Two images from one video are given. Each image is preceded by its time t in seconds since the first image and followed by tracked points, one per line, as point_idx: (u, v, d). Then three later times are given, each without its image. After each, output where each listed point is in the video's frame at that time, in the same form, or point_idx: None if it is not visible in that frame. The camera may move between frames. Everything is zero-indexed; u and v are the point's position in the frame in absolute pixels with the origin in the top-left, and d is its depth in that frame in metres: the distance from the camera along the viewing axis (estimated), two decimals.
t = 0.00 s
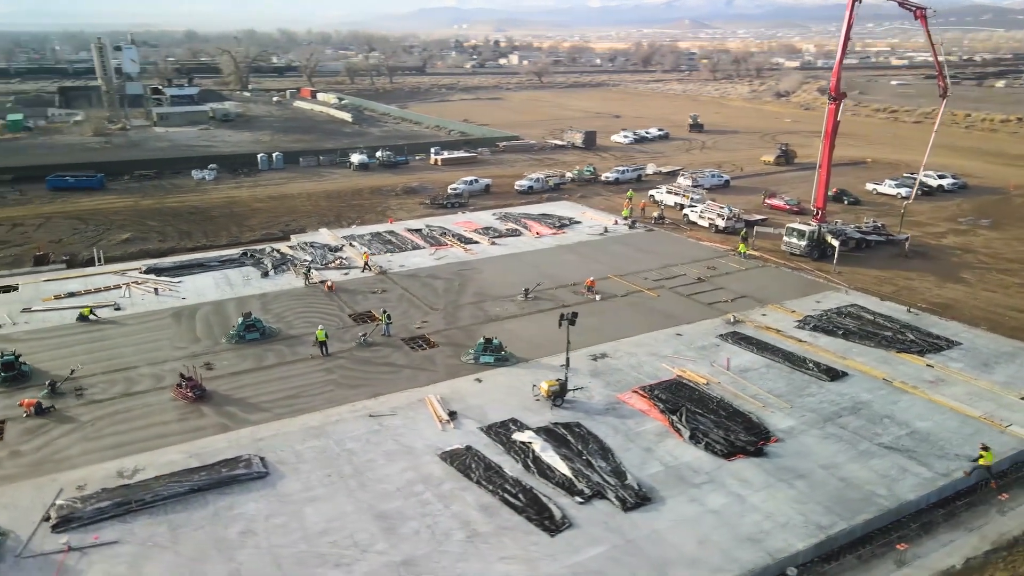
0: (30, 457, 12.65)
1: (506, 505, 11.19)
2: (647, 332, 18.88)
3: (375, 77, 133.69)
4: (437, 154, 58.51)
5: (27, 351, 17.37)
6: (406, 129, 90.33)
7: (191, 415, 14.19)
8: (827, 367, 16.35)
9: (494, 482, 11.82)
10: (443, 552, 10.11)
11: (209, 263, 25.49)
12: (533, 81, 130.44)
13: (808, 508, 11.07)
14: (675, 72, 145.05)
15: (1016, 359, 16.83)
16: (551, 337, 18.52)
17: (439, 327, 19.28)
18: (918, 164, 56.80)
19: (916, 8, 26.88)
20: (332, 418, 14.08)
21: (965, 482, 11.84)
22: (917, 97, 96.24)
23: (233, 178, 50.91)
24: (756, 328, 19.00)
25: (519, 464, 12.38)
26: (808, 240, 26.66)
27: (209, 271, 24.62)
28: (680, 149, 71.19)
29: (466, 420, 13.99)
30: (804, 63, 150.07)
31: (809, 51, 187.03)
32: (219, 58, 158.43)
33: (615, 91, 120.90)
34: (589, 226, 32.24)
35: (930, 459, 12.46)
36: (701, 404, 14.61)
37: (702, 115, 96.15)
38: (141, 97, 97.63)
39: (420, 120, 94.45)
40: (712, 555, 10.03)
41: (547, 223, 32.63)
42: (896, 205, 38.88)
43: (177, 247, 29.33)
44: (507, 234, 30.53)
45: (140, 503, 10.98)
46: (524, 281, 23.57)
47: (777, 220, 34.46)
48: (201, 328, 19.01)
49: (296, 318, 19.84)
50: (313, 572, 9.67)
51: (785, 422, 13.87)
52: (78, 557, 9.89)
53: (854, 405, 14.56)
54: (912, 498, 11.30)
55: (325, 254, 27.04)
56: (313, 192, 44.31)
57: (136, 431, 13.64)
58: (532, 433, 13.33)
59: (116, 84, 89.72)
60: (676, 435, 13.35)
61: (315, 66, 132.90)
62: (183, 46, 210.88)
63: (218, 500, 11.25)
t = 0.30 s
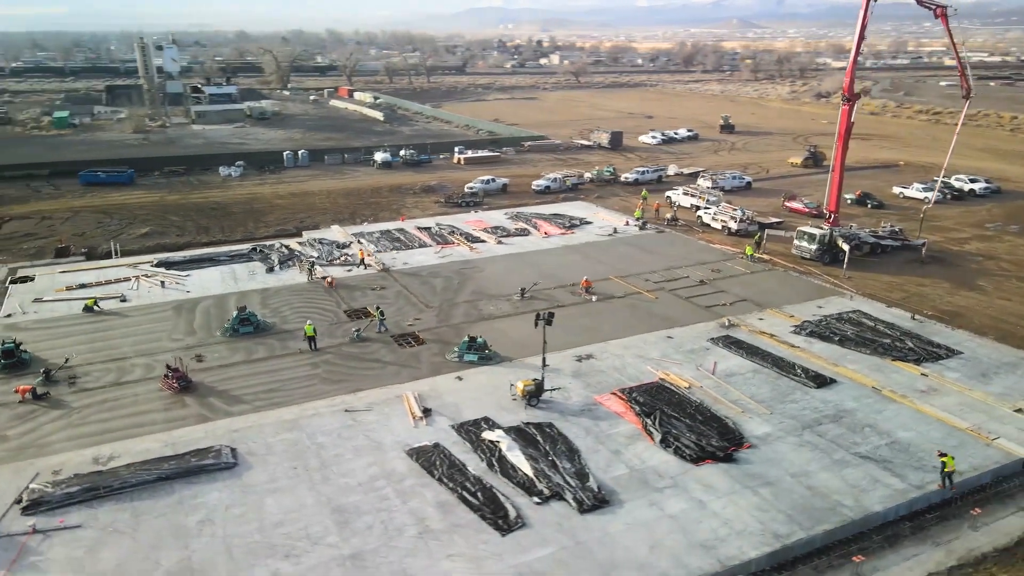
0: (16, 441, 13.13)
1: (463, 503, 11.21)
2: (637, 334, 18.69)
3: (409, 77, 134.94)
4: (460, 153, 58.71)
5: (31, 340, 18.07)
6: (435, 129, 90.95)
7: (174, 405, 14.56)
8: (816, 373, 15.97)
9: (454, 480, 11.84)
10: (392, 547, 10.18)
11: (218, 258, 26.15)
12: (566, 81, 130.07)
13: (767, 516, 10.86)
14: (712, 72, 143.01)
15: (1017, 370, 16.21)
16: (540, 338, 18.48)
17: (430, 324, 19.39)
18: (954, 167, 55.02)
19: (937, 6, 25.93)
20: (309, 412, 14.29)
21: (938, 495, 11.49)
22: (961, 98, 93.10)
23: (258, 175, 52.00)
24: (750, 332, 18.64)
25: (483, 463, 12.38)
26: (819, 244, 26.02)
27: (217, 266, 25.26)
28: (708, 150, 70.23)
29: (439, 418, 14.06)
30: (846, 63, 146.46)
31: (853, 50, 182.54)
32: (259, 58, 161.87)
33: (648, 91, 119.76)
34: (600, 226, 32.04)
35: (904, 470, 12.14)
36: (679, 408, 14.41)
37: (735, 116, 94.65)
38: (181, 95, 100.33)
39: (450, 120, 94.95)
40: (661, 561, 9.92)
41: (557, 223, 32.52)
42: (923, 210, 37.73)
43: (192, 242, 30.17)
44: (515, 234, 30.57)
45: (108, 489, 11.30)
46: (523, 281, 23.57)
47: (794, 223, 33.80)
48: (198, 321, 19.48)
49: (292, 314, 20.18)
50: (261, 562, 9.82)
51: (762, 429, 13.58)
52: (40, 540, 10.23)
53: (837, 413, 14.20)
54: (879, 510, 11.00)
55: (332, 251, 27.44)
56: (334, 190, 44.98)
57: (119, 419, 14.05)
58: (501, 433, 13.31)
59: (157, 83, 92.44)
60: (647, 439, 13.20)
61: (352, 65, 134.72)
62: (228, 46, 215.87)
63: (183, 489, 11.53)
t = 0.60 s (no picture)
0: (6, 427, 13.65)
1: (423, 501, 11.27)
2: (627, 336, 18.53)
3: (442, 77, 135.86)
4: (482, 152, 58.88)
5: (36, 331, 18.78)
6: (463, 128, 91.34)
7: (160, 396, 14.97)
8: (803, 379, 15.66)
9: (418, 477, 11.89)
10: (345, 541, 10.28)
11: (227, 254, 26.79)
12: (597, 82, 129.47)
13: (727, 523, 10.70)
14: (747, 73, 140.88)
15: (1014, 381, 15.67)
16: (528, 338, 18.46)
17: (422, 323, 19.49)
18: (989, 171, 53.24)
19: (955, 5, 25.11)
20: (288, 406, 14.54)
21: (909, 507, 11.19)
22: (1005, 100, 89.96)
23: (281, 172, 52.99)
24: (743, 337, 18.34)
25: (450, 462, 12.43)
26: (828, 248, 25.36)
27: (225, 261, 25.89)
28: (735, 151, 69.24)
29: (414, 415, 14.14)
30: (887, 63, 142.76)
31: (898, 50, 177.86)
32: (296, 59, 164.72)
33: (680, 92, 118.46)
34: (609, 227, 31.86)
35: (877, 480, 11.85)
36: (657, 412, 14.25)
37: (768, 117, 93.09)
38: (218, 93, 102.77)
39: (478, 119, 95.23)
40: (610, 566, 9.83)
41: (566, 223, 32.41)
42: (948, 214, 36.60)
43: (206, 237, 30.97)
44: (523, 233, 30.59)
45: (81, 475, 11.64)
46: (522, 281, 23.56)
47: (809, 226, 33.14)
48: (198, 315, 19.96)
49: (289, 309, 20.51)
50: (215, 551, 10.00)
51: (737, 434, 13.37)
52: (10, 524, 10.57)
53: (818, 420, 13.92)
54: (844, 522, 10.74)
55: (339, 248, 27.83)
56: (353, 188, 45.57)
57: (106, 409, 14.48)
58: (473, 432, 13.33)
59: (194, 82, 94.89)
60: (619, 443, 13.09)
61: (386, 65, 136.14)
62: (269, 46, 220.03)
63: (153, 478, 11.81)
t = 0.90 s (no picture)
0: None
1: (382, 496, 11.38)
2: (617, 338, 18.39)
3: (475, 77, 136.33)
4: (505, 152, 58.97)
5: (44, 322, 19.53)
6: (492, 128, 91.53)
7: (149, 387, 15.42)
8: (788, 386, 15.35)
9: (381, 473, 12.01)
10: (299, 534, 10.46)
11: (238, 249, 27.44)
12: (631, 82, 128.43)
13: (682, 528, 10.58)
14: (786, 74, 138.22)
15: (1010, 392, 15.12)
16: (516, 338, 18.44)
17: (414, 320, 19.64)
18: None
19: (976, 4, 24.23)
20: (268, 399, 14.83)
21: (874, 519, 10.92)
22: None
23: (307, 170, 53.86)
24: (734, 341, 18.04)
25: (415, 458, 12.53)
26: (838, 253, 24.74)
27: (234, 257, 26.51)
28: (765, 152, 67.97)
29: (389, 412, 14.27)
30: (934, 63, 138.25)
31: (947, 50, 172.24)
32: (335, 59, 167.26)
33: (715, 93, 116.76)
34: (619, 227, 31.63)
35: (844, 491, 11.58)
36: (632, 414, 14.13)
37: (803, 118, 91.11)
38: (255, 92, 105.03)
39: (508, 119, 95.30)
40: (555, 566, 9.80)
41: (576, 223, 32.30)
42: (976, 220, 35.36)
43: (222, 233, 31.75)
44: (531, 233, 30.59)
45: (58, 461, 12.06)
46: (521, 281, 23.52)
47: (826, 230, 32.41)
48: (198, 308, 20.48)
49: (287, 304, 20.91)
50: (173, 538, 10.28)
51: (710, 439, 13.19)
52: None
53: (795, 427, 13.64)
54: (802, 532, 10.53)
55: (346, 245, 28.21)
56: (373, 186, 46.04)
57: (95, 398, 14.98)
58: (443, 430, 13.40)
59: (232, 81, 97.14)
60: (588, 444, 13.03)
61: (421, 65, 137.23)
62: (310, 46, 223.67)
63: (127, 465, 12.19)
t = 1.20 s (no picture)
0: None
1: (343, 492, 11.51)
2: (605, 340, 18.29)
3: (507, 77, 136.51)
4: (527, 152, 58.96)
5: (51, 314, 20.24)
6: (520, 128, 91.52)
7: (138, 378, 15.87)
8: (771, 392, 15.08)
9: (346, 469, 12.15)
10: (256, 526, 10.65)
11: (247, 246, 28.05)
12: (663, 83, 127.21)
13: (636, 533, 10.51)
14: (823, 75, 135.21)
15: (1002, 404, 14.64)
16: (504, 338, 18.47)
17: (407, 319, 19.81)
18: None
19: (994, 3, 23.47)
20: (250, 393, 15.13)
21: (836, 530, 10.71)
22: None
23: (329, 169, 54.61)
24: (724, 345, 17.79)
25: (382, 456, 12.65)
26: (845, 258, 24.21)
27: (242, 253, 27.10)
28: (794, 154, 66.69)
29: (365, 409, 14.43)
30: (982, 64, 133.80)
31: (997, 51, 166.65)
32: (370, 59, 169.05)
33: (748, 94, 115.01)
34: (627, 229, 31.47)
35: (811, 500, 11.33)
36: (606, 418, 14.04)
37: (837, 120, 89.19)
38: (288, 91, 106.92)
39: (536, 119, 95.17)
40: (502, 567, 9.81)
41: (585, 224, 32.19)
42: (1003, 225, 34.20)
43: (236, 229, 32.44)
44: (538, 233, 30.60)
45: (38, 449, 12.49)
46: (519, 282, 23.55)
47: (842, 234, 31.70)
48: (199, 302, 20.97)
49: (285, 301, 21.28)
50: (134, 527, 10.56)
51: (680, 444, 13.06)
52: None
53: (770, 434, 13.41)
54: (758, 542, 10.36)
55: (353, 243, 28.56)
56: (392, 185, 46.45)
57: (86, 388, 15.46)
58: (414, 428, 13.50)
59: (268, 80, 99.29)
60: (557, 446, 13.00)
61: (453, 65, 137.95)
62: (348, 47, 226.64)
63: (104, 455, 12.55)
